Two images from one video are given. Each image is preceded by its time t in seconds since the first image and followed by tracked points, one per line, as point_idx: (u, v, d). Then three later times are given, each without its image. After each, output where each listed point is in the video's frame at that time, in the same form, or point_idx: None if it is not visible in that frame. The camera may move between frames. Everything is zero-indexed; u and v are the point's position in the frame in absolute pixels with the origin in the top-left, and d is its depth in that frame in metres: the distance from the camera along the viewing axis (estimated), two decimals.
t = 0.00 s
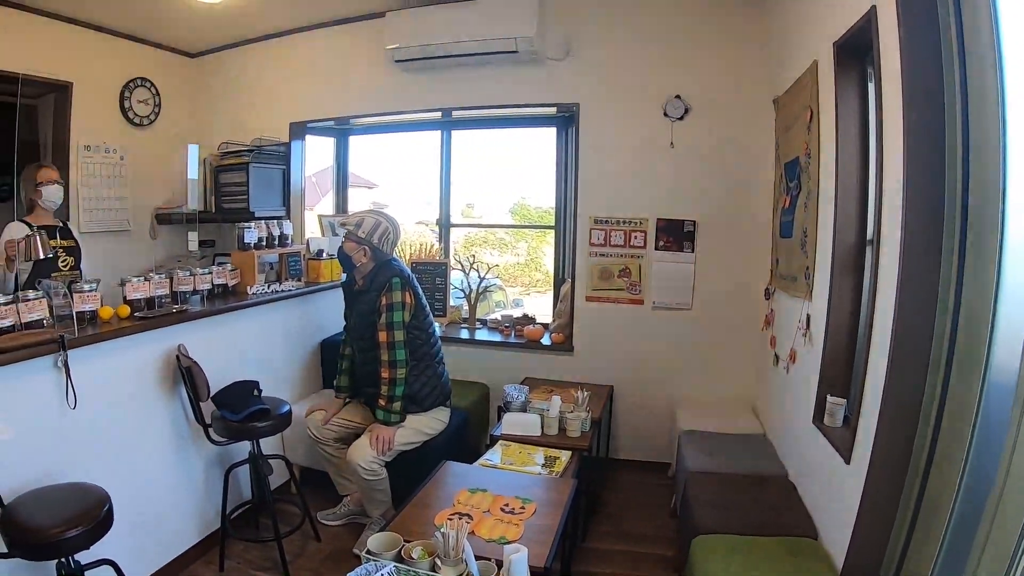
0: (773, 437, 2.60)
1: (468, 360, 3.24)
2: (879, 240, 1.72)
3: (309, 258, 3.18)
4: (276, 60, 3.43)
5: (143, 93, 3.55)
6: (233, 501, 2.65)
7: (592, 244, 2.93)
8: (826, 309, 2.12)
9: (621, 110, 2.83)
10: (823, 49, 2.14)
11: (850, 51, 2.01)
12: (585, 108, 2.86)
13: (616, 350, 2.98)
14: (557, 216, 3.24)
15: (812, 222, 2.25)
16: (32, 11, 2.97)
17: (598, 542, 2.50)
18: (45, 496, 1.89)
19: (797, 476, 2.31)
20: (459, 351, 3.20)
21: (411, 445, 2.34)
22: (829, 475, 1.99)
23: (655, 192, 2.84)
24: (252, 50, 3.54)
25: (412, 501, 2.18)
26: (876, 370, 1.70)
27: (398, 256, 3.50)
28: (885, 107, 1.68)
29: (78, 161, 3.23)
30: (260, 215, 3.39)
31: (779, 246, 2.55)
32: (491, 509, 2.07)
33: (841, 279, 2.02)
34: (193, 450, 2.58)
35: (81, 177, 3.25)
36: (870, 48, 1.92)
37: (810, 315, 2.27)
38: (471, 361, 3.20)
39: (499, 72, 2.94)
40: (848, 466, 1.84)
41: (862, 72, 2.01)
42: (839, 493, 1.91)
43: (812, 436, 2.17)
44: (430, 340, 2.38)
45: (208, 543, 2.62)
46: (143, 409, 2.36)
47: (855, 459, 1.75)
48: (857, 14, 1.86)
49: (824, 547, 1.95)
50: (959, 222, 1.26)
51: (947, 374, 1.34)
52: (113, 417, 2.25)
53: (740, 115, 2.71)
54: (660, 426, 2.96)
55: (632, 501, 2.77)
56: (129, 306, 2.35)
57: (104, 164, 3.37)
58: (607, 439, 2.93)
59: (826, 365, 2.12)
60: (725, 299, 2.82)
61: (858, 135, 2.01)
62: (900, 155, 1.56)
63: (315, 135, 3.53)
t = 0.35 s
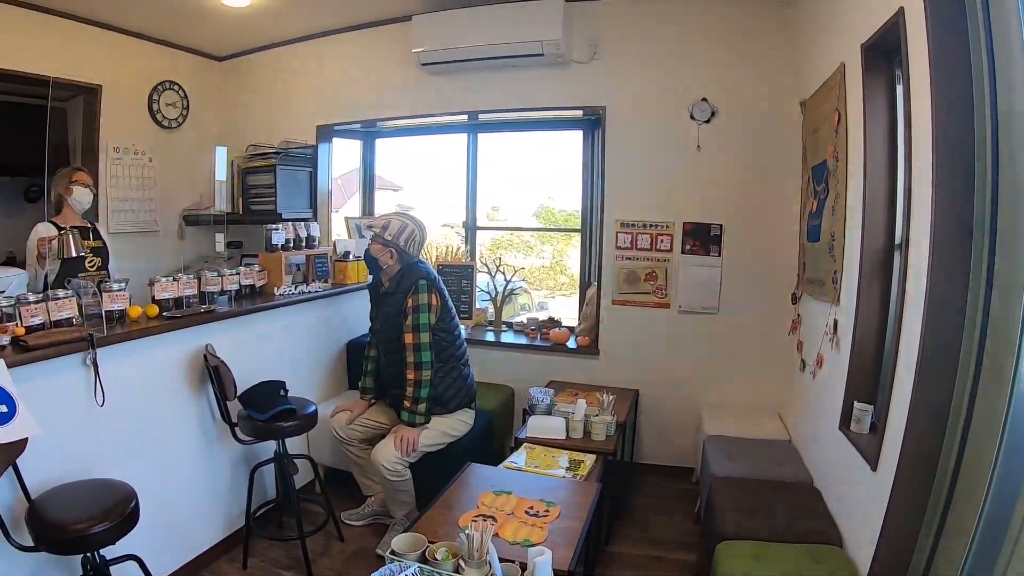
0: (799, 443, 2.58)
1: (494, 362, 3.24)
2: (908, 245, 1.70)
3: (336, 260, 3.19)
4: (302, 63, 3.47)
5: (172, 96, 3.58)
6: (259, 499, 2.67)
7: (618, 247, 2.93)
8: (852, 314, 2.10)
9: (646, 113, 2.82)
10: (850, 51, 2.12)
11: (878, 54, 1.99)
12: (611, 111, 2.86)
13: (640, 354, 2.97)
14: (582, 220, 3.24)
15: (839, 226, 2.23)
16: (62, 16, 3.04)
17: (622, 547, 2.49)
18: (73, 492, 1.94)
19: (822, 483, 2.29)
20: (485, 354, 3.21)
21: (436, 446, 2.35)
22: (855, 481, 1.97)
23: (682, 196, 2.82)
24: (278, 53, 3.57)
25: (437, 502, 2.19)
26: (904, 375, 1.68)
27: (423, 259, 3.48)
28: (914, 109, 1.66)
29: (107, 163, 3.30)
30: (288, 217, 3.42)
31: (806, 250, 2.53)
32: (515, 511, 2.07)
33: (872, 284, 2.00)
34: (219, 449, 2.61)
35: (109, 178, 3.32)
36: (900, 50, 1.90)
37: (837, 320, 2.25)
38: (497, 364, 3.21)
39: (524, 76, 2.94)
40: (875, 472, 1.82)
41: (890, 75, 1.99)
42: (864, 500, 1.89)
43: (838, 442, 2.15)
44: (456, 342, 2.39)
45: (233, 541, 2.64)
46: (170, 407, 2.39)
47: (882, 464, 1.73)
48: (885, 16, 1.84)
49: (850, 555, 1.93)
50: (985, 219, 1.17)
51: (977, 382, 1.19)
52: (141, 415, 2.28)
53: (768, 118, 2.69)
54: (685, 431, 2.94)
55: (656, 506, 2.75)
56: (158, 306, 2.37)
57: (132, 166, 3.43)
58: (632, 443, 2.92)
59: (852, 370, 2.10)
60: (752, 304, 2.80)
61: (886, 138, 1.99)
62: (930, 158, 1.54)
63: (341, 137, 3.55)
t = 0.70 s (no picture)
0: (822, 447, 2.55)
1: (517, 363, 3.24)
2: (935, 247, 1.68)
3: (360, 259, 3.21)
4: (327, 63, 3.49)
5: (197, 96, 3.62)
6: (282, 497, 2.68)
7: (643, 249, 2.92)
8: (878, 317, 2.07)
9: (670, 114, 2.81)
10: (877, 52, 2.10)
11: (906, 54, 1.97)
12: (636, 112, 2.85)
13: (663, 355, 2.96)
14: (606, 221, 3.23)
15: (865, 228, 2.20)
16: (90, 18, 3.09)
17: (643, 549, 2.48)
18: (99, 485, 1.97)
19: (845, 487, 2.27)
20: (509, 354, 3.22)
21: (459, 446, 2.35)
22: (878, 486, 1.95)
23: (708, 197, 2.81)
24: (303, 54, 3.60)
25: (460, 502, 2.19)
26: (930, 378, 1.65)
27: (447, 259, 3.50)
28: (942, 110, 1.64)
29: (133, 162, 3.34)
30: (313, 217, 3.44)
31: (832, 253, 2.52)
32: (538, 512, 2.07)
33: (898, 286, 1.97)
34: (244, 446, 2.63)
35: (136, 177, 3.36)
36: (927, 50, 1.88)
37: (863, 323, 2.22)
38: (521, 364, 3.21)
39: (547, 76, 2.95)
40: (899, 478, 1.79)
41: (917, 76, 1.97)
42: (887, 505, 1.86)
43: (862, 446, 2.13)
44: (480, 342, 2.38)
45: (255, 537, 2.66)
46: (195, 404, 2.41)
47: (908, 468, 1.72)
48: (912, 15, 1.83)
49: (874, 560, 1.91)
50: None
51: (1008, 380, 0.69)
52: (165, 410, 2.31)
53: (796, 119, 2.67)
54: (709, 434, 2.93)
55: (678, 509, 2.74)
56: (184, 304, 2.39)
57: (159, 165, 3.46)
58: (654, 445, 2.91)
59: (878, 374, 2.07)
60: (778, 306, 2.78)
61: (913, 139, 1.97)
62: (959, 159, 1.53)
63: (366, 138, 3.57)
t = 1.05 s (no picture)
0: (843, 452, 2.53)
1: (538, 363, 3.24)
2: (958, 251, 1.67)
3: (383, 258, 3.22)
4: (349, 63, 3.51)
5: (221, 96, 3.64)
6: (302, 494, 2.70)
7: (666, 250, 2.91)
8: (902, 321, 2.05)
9: (693, 116, 2.81)
10: (902, 54, 2.08)
11: (931, 57, 1.95)
12: (659, 113, 2.84)
13: (684, 358, 2.95)
14: (627, 222, 3.23)
15: (889, 232, 2.19)
16: (113, 17, 3.12)
17: (663, 552, 2.48)
18: (123, 480, 2.01)
19: (866, 492, 2.26)
20: (531, 354, 3.21)
21: (481, 446, 2.35)
22: (900, 492, 1.93)
23: (732, 199, 2.80)
24: (326, 54, 3.62)
25: (481, 501, 2.21)
26: (953, 383, 1.63)
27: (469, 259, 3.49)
28: (967, 112, 1.63)
29: (158, 161, 3.37)
30: (335, 216, 3.45)
31: (855, 256, 2.50)
32: (559, 512, 2.08)
33: (922, 290, 1.95)
34: (266, 443, 2.65)
35: (160, 175, 3.39)
36: (952, 52, 1.86)
37: (886, 328, 2.20)
38: (543, 364, 3.22)
39: (571, 77, 2.95)
40: (920, 483, 1.77)
41: (942, 78, 1.95)
42: (909, 510, 1.85)
43: (884, 452, 2.11)
44: (503, 343, 2.39)
45: (275, 533, 2.68)
46: (218, 401, 2.44)
47: (930, 473, 1.71)
48: (937, 18, 1.81)
49: (894, 566, 1.89)
50: None
51: None
52: (189, 406, 2.33)
53: (821, 121, 2.66)
54: (729, 437, 2.92)
55: (698, 513, 2.73)
56: (208, 302, 2.41)
57: (182, 164, 3.50)
58: (675, 448, 2.90)
59: (900, 379, 2.06)
60: (801, 310, 2.76)
61: (939, 142, 1.94)
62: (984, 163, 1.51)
63: (389, 138, 3.59)
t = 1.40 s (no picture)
0: (861, 457, 2.51)
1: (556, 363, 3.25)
2: (980, 255, 1.64)
3: (402, 256, 3.22)
4: (370, 62, 3.53)
5: (241, 93, 3.66)
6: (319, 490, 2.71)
7: (686, 251, 2.90)
8: (923, 326, 2.03)
9: (713, 116, 2.80)
10: (925, 55, 2.06)
11: (954, 58, 1.93)
12: (680, 114, 2.84)
13: (702, 359, 2.94)
14: (645, 222, 3.22)
15: (911, 235, 2.16)
16: (134, 15, 3.15)
17: (678, 554, 2.47)
18: (140, 474, 2.03)
19: (883, 497, 2.24)
20: (549, 354, 3.21)
21: (498, 445, 2.36)
22: (918, 497, 1.91)
23: (752, 201, 2.79)
24: (345, 52, 3.64)
25: (499, 500, 2.22)
26: (974, 388, 1.61)
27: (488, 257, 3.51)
28: (990, 114, 1.61)
29: (179, 157, 3.40)
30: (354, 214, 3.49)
31: (876, 259, 2.48)
32: (576, 513, 2.08)
33: (943, 294, 1.93)
34: (284, 439, 2.66)
35: (180, 172, 3.42)
36: (975, 53, 1.84)
37: (906, 331, 2.18)
38: (560, 364, 3.22)
39: (591, 77, 2.95)
40: (938, 490, 1.75)
41: (965, 79, 1.93)
42: (927, 517, 1.82)
43: (903, 457, 2.08)
44: (521, 341, 2.39)
45: (291, 529, 2.69)
46: (236, 396, 2.45)
47: (949, 479, 1.69)
48: (961, 19, 1.79)
49: (911, 573, 1.87)
50: None
51: None
52: (207, 401, 2.35)
53: (843, 123, 2.64)
54: (746, 439, 2.91)
55: (713, 517, 2.73)
56: (228, 297, 2.42)
57: (202, 160, 3.52)
58: (691, 449, 2.89)
59: (919, 384, 2.03)
60: (822, 313, 2.74)
61: (962, 144, 1.92)
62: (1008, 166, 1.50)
63: (408, 136, 3.61)
